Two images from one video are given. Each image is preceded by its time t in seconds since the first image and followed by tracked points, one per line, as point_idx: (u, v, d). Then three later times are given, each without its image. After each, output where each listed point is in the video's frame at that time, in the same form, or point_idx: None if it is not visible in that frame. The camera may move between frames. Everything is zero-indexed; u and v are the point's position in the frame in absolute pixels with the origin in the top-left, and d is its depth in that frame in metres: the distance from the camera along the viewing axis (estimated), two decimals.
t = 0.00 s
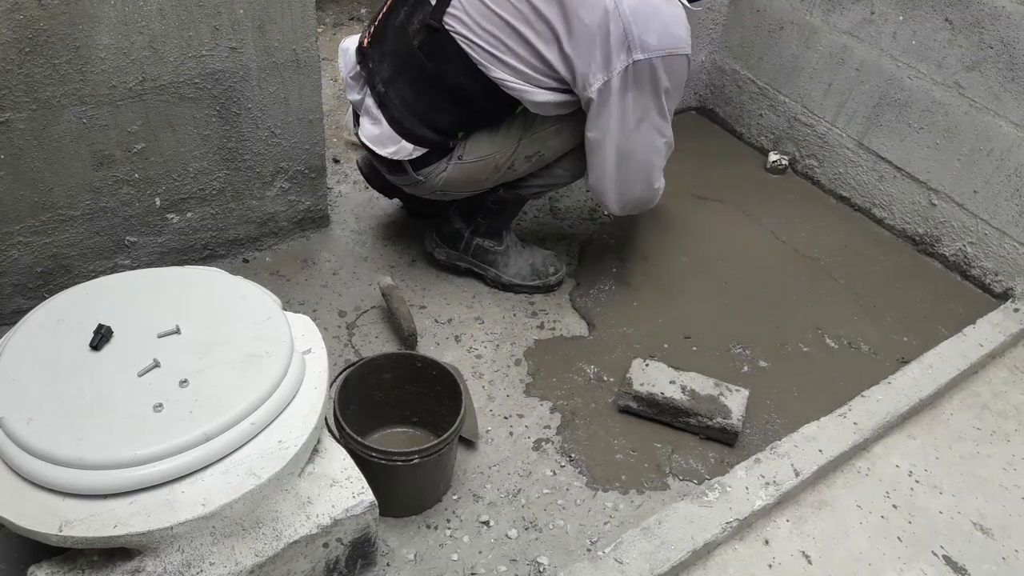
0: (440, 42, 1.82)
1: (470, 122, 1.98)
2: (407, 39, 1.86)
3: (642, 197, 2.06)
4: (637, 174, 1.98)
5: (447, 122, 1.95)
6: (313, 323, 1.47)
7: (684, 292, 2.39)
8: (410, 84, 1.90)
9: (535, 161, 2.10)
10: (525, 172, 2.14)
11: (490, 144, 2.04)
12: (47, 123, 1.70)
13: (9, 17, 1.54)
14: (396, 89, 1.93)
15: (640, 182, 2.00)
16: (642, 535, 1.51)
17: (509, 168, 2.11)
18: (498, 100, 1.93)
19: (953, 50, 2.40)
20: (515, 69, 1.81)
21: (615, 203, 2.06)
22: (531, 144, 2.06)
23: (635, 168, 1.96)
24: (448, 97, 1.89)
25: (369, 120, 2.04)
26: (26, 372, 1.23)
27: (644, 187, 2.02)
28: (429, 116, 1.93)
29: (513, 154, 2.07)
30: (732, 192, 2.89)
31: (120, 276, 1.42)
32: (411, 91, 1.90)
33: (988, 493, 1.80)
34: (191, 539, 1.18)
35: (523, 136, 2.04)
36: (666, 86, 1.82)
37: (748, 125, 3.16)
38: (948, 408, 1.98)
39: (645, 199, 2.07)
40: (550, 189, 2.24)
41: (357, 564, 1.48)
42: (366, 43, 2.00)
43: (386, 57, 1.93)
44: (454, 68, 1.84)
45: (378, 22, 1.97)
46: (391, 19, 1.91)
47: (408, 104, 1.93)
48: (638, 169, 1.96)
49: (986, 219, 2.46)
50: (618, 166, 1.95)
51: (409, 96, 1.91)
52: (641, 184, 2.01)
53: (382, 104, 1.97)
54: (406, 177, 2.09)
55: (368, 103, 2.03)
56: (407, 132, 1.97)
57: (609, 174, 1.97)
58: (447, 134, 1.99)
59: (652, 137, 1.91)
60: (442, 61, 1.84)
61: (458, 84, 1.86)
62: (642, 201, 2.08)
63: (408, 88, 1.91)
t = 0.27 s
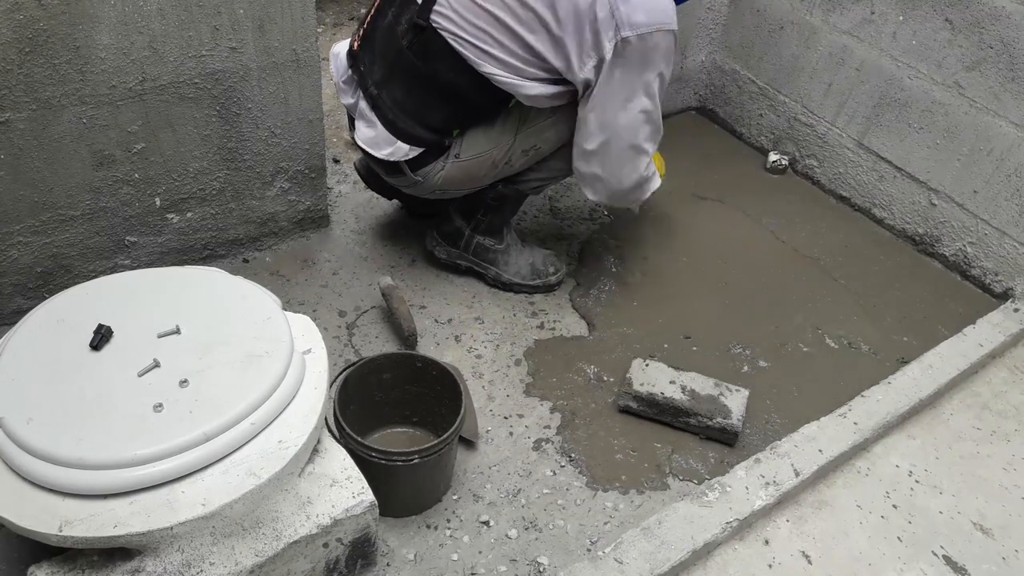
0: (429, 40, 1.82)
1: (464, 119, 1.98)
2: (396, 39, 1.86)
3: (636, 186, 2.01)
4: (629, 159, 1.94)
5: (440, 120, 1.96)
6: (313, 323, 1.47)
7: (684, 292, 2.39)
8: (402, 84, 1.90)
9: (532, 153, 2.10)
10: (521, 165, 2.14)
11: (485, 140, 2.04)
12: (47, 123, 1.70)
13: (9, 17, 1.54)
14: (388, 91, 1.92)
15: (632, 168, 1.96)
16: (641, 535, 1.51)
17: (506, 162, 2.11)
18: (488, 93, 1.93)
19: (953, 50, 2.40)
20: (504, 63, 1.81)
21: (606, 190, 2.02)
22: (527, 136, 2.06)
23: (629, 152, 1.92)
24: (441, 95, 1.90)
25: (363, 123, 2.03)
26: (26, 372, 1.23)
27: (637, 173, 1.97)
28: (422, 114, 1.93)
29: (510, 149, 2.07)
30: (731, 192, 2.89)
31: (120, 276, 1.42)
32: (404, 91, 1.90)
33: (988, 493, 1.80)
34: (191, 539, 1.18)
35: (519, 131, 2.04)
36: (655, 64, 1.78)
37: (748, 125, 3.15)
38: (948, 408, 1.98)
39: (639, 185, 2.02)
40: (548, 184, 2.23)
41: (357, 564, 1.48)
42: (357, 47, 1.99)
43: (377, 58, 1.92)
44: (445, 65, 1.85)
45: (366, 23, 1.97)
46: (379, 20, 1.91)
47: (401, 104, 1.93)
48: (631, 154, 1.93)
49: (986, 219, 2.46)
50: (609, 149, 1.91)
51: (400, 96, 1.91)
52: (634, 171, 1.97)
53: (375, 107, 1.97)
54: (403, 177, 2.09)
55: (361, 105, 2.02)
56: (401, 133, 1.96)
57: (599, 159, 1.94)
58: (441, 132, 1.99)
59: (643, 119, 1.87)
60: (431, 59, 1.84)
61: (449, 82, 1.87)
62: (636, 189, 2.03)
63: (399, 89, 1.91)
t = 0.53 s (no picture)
0: (409, 23, 1.80)
1: (448, 105, 1.96)
2: (381, 25, 1.86)
3: (576, 179, 1.77)
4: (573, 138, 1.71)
5: (422, 105, 1.94)
6: (313, 323, 1.47)
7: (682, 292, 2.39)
8: (386, 70, 1.90)
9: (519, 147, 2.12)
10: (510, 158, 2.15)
11: (469, 129, 2.04)
12: (47, 123, 1.70)
13: (9, 17, 1.54)
14: (372, 76, 1.93)
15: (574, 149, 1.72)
16: (642, 535, 1.51)
17: (492, 155, 2.11)
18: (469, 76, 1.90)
19: (953, 50, 2.40)
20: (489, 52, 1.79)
21: (545, 171, 1.76)
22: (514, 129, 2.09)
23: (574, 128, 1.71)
24: (422, 80, 1.88)
25: (349, 109, 2.05)
26: (27, 372, 1.23)
27: (581, 160, 1.74)
28: (404, 100, 1.93)
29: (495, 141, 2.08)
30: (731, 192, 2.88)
31: (120, 276, 1.42)
32: (386, 76, 1.90)
33: (988, 493, 1.80)
34: (191, 539, 1.18)
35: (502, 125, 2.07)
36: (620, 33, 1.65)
37: (748, 125, 3.15)
38: (948, 408, 1.98)
39: (581, 180, 1.77)
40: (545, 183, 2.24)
41: (358, 564, 1.48)
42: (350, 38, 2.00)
43: (365, 45, 1.93)
44: (426, 49, 1.82)
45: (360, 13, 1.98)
46: (370, 7, 1.91)
47: (384, 89, 1.92)
48: (576, 132, 1.71)
49: (986, 219, 2.46)
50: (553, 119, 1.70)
51: (383, 81, 1.91)
52: (576, 154, 1.73)
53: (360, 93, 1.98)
54: (388, 166, 2.09)
55: (349, 93, 2.03)
56: (383, 118, 1.97)
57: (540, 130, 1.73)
58: (425, 118, 1.98)
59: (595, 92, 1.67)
60: (414, 44, 1.82)
61: (430, 66, 1.85)
62: (578, 182, 1.78)
63: (382, 74, 1.91)
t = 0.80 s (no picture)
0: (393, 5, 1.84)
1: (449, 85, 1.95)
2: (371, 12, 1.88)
3: (465, 107, 1.72)
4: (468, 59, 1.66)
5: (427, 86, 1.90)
6: (312, 323, 1.46)
7: (684, 293, 2.39)
8: (384, 56, 1.88)
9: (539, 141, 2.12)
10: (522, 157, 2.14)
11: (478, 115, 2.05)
12: (47, 123, 1.70)
13: (9, 17, 1.53)
14: (374, 67, 1.90)
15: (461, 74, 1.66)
16: (642, 535, 1.51)
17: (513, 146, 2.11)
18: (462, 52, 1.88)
19: (953, 50, 2.40)
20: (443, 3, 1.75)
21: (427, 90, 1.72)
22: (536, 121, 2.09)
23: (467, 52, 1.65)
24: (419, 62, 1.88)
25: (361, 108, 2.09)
26: (26, 372, 1.23)
27: (470, 87, 1.69)
28: (407, 84, 1.90)
29: (515, 132, 2.10)
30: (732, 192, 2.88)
31: (119, 276, 1.41)
32: (386, 61, 1.88)
33: (989, 493, 1.79)
34: (190, 540, 1.18)
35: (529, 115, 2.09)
36: None
37: (749, 125, 3.15)
38: (948, 408, 1.97)
39: (461, 107, 1.72)
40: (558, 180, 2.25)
41: (357, 565, 1.47)
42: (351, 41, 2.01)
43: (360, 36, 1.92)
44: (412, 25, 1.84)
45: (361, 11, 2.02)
46: None
47: (387, 78, 1.90)
48: (471, 53, 1.65)
49: (986, 219, 2.46)
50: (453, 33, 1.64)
51: (385, 69, 1.89)
52: (466, 77, 1.67)
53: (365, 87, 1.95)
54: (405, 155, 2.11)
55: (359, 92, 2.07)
56: (392, 107, 1.93)
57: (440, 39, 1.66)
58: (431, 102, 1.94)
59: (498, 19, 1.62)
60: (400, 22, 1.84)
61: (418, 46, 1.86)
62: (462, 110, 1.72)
63: (381, 61, 1.89)
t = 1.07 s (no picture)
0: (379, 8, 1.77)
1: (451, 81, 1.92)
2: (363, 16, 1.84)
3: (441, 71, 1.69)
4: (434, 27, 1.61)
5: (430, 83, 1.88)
6: (313, 323, 1.47)
7: (684, 293, 2.39)
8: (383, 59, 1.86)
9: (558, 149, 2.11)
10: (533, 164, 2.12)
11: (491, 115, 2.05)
12: (47, 123, 1.70)
13: (9, 17, 1.54)
14: (376, 71, 1.90)
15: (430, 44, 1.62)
16: (642, 535, 1.51)
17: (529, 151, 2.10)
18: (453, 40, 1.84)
19: (953, 50, 2.40)
20: None
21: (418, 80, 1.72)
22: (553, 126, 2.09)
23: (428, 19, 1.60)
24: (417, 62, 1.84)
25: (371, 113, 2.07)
26: (26, 372, 1.23)
27: (440, 53, 1.64)
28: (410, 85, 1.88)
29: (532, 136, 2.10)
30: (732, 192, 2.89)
31: (119, 276, 1.42)
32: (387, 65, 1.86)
33: (988, 493, 1.80)
34: (190, 539, 1.18)
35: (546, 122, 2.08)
36: None
37: (749, 125, 3.15)
38: (948, 408, 1.98)
39: (437, 71, 1.69)
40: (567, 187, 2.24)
41: (357, 564, 1.48)
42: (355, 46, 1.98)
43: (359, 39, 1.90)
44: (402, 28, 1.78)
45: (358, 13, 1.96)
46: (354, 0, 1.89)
47: (389, 78, 1.89)
48: (433, 24, 1.60)
49: (986, 219, 2.46)
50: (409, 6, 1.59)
51: (385, 70, 1.88)
52: (434, 45, 1.62)
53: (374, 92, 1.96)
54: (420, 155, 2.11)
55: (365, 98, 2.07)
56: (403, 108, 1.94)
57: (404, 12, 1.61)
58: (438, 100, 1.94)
59: None
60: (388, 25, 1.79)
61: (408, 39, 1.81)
62: (440, 73, 1.69)
63: (382, 64, 1.87)
